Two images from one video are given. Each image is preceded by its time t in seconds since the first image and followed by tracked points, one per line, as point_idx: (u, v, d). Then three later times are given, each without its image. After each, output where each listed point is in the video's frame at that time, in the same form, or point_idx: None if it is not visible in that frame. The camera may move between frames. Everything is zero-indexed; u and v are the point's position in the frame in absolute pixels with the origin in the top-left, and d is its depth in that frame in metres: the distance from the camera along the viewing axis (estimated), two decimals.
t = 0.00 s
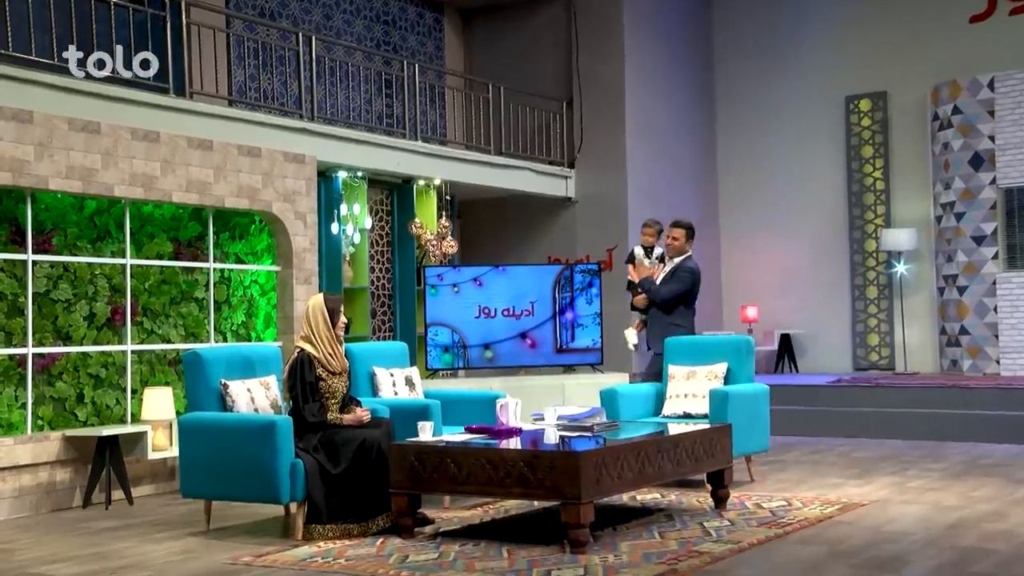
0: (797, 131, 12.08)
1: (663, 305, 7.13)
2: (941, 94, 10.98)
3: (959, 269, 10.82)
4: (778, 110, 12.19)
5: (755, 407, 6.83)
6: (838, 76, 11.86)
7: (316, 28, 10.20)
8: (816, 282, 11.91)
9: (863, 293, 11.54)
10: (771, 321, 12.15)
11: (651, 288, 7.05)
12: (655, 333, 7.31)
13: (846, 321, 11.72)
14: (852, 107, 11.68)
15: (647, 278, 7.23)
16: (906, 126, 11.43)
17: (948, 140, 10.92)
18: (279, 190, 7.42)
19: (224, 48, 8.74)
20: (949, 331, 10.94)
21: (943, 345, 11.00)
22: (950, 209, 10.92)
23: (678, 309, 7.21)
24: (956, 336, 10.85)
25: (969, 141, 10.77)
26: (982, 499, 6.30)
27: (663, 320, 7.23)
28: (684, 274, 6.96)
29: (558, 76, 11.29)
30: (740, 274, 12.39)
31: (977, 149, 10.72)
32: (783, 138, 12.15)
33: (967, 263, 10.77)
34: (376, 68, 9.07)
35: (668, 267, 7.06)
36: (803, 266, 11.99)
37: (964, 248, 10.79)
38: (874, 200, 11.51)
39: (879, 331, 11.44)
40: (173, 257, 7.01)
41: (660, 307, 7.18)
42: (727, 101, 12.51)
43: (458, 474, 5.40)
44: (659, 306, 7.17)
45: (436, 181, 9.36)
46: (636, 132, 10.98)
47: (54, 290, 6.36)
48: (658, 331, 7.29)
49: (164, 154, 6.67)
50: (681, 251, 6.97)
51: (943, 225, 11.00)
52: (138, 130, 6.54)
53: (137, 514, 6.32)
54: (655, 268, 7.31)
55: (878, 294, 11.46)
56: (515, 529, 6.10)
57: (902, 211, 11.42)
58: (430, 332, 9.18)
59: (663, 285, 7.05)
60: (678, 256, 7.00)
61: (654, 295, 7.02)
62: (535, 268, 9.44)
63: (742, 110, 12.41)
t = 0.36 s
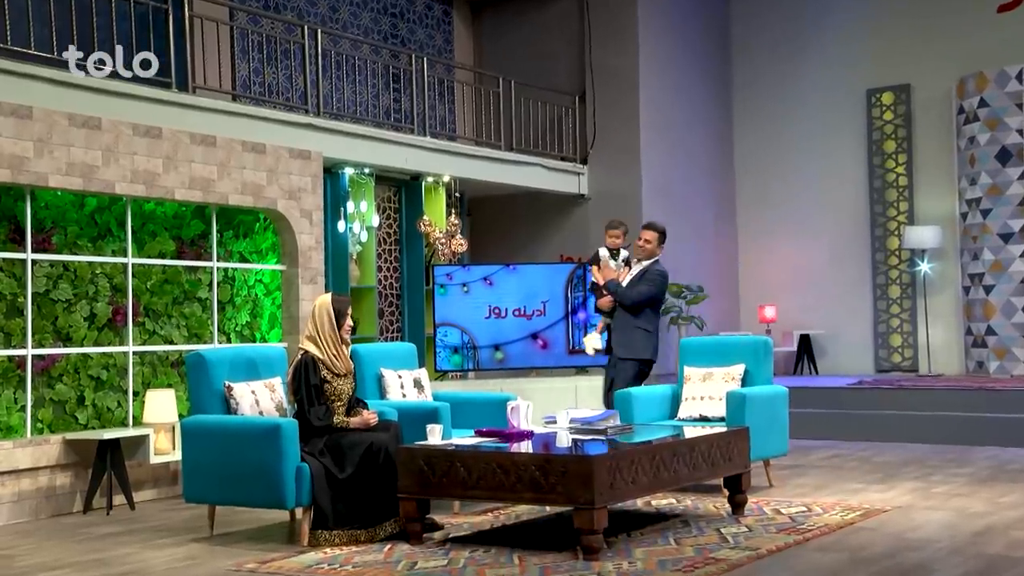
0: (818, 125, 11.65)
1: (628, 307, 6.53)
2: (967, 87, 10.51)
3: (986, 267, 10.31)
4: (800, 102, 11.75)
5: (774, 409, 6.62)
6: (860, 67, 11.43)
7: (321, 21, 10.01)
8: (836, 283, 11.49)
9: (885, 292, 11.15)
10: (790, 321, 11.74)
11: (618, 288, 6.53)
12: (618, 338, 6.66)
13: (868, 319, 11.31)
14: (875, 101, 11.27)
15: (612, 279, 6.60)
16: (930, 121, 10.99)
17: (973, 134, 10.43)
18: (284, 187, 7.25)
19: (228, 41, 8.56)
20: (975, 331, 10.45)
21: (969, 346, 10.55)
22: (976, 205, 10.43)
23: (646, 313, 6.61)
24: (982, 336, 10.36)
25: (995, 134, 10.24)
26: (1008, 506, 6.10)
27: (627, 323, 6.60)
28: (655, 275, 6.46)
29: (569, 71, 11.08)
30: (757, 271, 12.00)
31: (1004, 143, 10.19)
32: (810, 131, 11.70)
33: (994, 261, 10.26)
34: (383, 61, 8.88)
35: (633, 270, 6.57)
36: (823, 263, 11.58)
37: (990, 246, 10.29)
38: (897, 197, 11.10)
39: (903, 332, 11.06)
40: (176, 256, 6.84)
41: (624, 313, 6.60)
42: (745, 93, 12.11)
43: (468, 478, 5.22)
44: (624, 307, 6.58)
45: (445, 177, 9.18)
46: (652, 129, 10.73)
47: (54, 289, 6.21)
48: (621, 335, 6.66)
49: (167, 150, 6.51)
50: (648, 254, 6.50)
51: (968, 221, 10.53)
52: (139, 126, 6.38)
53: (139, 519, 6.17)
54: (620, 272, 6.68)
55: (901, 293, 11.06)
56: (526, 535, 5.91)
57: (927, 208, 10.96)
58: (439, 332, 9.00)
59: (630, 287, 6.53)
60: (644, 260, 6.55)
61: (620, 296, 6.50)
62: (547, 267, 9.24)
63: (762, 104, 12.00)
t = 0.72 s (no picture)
0: (835, 118, 11.10)
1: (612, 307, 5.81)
2: (990, 79, 10.04)
3: (1010, 265, 9.90)
4: (813, 91, 11.24)
5: (790, 412, 6.42)
6: (881, 55, 10.89)
7: (324, 13, 9.83)
8: (854, 284, 10.96)
9: (903, 291, 10.65)
10: (807, 321, 11.20)
11: (595, 288, 5.76)
12: (597, 341, 5.87)
13: (887, 317, 10.79)
14: (892, 94, 10.75)
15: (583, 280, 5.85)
16: (951, 113, 10.47)
17: (997, 127, 9.98)
18: (286, 183, 7.07)
19: (227, 32, 8.38)
20: (998, 330, 10.00)
21: (991, 345, 10.10)
22: (999, 201, 10.00)
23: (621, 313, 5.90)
24: (1006, 335, 9.92)
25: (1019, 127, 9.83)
26: None
27: (608, 323, 5.86)
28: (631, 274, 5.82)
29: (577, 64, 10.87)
30: (771, 270, 11.46)
31: None
32: (822, 126, 11.18)
33: (1018, 259, 9.85)
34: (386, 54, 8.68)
35: (603, 270, 5.87)
36: (840, 263, 11.05)
37: (1014, 243, 9.88)
38: (917, 193, 10.57)
39: (921, 332, 10.56)
40: (175, 254, 6.68)
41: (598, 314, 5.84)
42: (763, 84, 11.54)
43: (474, 482, 5.02)
44: (601, 308, 5.83)
45: (451, 173, 9.00)
46: (665, 124, 10.41)
47: (50, 288, 6.06)
48: (599, 338, 5.88)
49: (165, 146, 6.35)
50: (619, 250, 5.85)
51: (991, 217, 10.08)
52: (137, 120, 6.22)
53: (137, 523, 6.01)
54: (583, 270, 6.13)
55: (920, 291, 10.56)
56: (534, 541, 5.72)
57: (947, 204, 10.47)
58: (444, 332, 8.85)
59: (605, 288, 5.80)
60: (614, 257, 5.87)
61: (599, 299, 5.75)
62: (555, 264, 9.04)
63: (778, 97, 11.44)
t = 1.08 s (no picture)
0: (851, 112, 10.84)
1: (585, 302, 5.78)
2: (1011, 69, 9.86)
3: None
4: (828, 85, 10.97)
5: (802, 413, 6.23)
6: (899, 45, 10.62)
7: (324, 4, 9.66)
8: (869, 281, 10.74)
9: (921, 288, 10.43)
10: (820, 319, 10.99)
11: (572, 284, 5.69)
12: (569, 338, 5.82)
13: (903, 315, 10.57)
14: (910, 86, 10.49)
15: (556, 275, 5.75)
16: (971, 103, 10.21)
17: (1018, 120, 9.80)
18: (285, 178, 6.90)
19: (223, 23, 8.22)
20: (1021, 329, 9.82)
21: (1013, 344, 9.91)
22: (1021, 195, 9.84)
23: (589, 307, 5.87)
24: None
25: None
26: None
27: (582, 319, 5.82)
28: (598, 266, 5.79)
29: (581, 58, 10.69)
30: (784, 267, 11.24)
31: None
32: (835, 122, 10.93)
33: None
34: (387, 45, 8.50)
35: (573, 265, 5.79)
36: (855, 261, 10.82)
37: None
38: (935, 186, 10.33)
39: (939, 330, 10.36)
40: (170, 251, 6.51)
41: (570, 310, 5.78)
42: (775, 78, 11.29)
43: (479, 485, 4.82)
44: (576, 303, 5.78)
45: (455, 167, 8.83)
46: (674, 117, 10.21)
47: (42, 286, 5.89)
48: (571, 334, 5.83)
49: (160, 139, 6.18)
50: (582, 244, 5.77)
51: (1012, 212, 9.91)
52: (132, 113, 6.04)
53: (131, 527, 5.84)
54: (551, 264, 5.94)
55: (938, 287, 10.35)
56: (541, 545, 5.51)
57: (966, 198, 10.24)
58: (448, 331, 8.68)
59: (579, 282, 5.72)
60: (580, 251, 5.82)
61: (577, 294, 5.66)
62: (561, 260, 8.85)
63: (794, 91, 11.17)
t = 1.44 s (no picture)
0: (868, 104, 10.65)
1: (584, 297, 5.58)
2: None
3: None
4: (841, 78, 10.80)
5: (816, 412, 6.05)
6: (916, 34, 10.43)
7: None
8: (883, 278, 10.56)
9: (939, 285, 10.24)
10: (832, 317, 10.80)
11: (569, 279, 5.49)
12: (566, 334, 5.60)
13: (920, 312, 10.38)
14: (928, 76, 10.29)
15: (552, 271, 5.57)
16: (991, 94, 10.01)
17: None
18: (284, 171, 6.73)
19: (220, 12, 8.05)
20: None
21: None
22: None
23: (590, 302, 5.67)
24: None
25: None
26: None
27: (580, 314, 5.61)
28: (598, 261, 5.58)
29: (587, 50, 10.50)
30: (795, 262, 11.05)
31: None
32: (845, 115, 10.76)
33: None
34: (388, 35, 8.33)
35: (570, 260, 5.63)
36: (870, 257, 10.64)
37: None
38: (953, 179, 10.14)
39: (958, 327, 10.16)
40: (166, 246, 6.35)
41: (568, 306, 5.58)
42: (786, 71, 11.11)
43: (482, 487, 4.63)
44: (574, 299, 5.59)
45: (458, 160, 8.65)
46: (683, 109, 10.01)
47: (33, 282, 5.74)
48: (569, 330, 5.61)
49: (155, 131, 6.02)
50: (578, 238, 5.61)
51: None
52: (126, 104, 5.88)
53: (125, 530, 5.68)
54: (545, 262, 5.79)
55: (957, 283, 10.15)
56: (548, 548, 5.32)
57: (985, 191, 10.03)
58: (450, 329, 8.51)
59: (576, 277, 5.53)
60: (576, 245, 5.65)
61: (573, 289, 5.47)
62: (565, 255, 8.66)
63: (807, 83, 10.99)
